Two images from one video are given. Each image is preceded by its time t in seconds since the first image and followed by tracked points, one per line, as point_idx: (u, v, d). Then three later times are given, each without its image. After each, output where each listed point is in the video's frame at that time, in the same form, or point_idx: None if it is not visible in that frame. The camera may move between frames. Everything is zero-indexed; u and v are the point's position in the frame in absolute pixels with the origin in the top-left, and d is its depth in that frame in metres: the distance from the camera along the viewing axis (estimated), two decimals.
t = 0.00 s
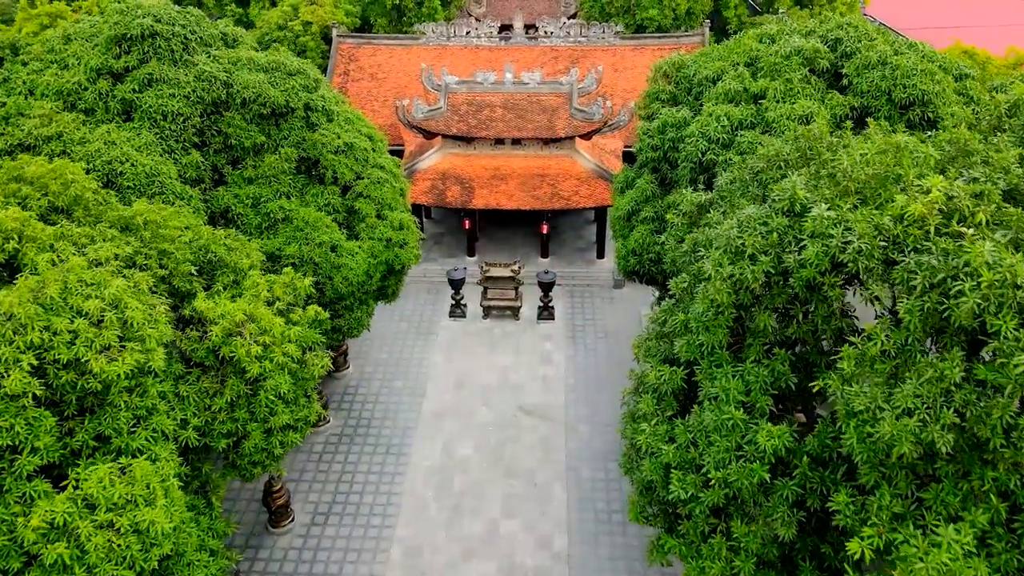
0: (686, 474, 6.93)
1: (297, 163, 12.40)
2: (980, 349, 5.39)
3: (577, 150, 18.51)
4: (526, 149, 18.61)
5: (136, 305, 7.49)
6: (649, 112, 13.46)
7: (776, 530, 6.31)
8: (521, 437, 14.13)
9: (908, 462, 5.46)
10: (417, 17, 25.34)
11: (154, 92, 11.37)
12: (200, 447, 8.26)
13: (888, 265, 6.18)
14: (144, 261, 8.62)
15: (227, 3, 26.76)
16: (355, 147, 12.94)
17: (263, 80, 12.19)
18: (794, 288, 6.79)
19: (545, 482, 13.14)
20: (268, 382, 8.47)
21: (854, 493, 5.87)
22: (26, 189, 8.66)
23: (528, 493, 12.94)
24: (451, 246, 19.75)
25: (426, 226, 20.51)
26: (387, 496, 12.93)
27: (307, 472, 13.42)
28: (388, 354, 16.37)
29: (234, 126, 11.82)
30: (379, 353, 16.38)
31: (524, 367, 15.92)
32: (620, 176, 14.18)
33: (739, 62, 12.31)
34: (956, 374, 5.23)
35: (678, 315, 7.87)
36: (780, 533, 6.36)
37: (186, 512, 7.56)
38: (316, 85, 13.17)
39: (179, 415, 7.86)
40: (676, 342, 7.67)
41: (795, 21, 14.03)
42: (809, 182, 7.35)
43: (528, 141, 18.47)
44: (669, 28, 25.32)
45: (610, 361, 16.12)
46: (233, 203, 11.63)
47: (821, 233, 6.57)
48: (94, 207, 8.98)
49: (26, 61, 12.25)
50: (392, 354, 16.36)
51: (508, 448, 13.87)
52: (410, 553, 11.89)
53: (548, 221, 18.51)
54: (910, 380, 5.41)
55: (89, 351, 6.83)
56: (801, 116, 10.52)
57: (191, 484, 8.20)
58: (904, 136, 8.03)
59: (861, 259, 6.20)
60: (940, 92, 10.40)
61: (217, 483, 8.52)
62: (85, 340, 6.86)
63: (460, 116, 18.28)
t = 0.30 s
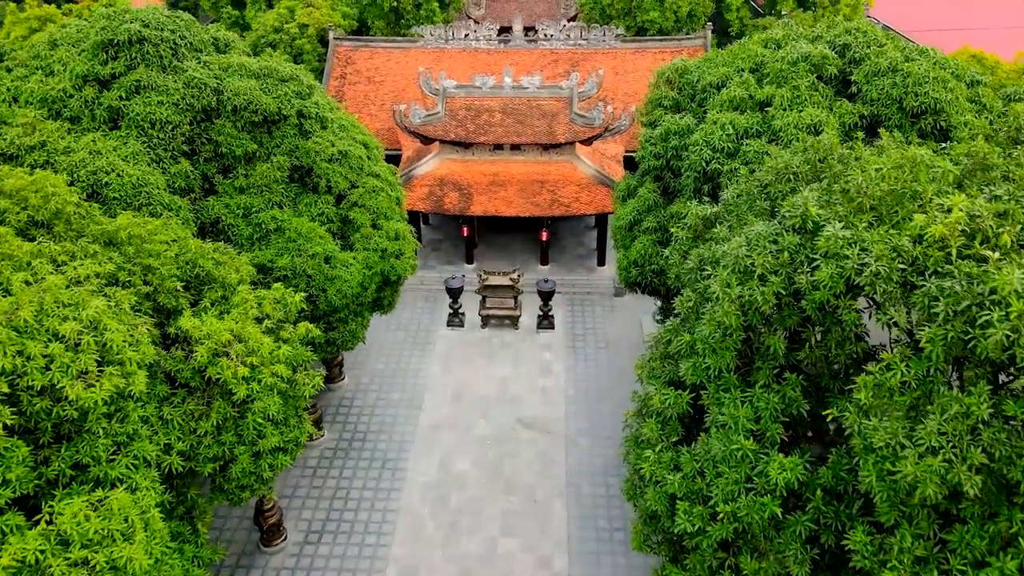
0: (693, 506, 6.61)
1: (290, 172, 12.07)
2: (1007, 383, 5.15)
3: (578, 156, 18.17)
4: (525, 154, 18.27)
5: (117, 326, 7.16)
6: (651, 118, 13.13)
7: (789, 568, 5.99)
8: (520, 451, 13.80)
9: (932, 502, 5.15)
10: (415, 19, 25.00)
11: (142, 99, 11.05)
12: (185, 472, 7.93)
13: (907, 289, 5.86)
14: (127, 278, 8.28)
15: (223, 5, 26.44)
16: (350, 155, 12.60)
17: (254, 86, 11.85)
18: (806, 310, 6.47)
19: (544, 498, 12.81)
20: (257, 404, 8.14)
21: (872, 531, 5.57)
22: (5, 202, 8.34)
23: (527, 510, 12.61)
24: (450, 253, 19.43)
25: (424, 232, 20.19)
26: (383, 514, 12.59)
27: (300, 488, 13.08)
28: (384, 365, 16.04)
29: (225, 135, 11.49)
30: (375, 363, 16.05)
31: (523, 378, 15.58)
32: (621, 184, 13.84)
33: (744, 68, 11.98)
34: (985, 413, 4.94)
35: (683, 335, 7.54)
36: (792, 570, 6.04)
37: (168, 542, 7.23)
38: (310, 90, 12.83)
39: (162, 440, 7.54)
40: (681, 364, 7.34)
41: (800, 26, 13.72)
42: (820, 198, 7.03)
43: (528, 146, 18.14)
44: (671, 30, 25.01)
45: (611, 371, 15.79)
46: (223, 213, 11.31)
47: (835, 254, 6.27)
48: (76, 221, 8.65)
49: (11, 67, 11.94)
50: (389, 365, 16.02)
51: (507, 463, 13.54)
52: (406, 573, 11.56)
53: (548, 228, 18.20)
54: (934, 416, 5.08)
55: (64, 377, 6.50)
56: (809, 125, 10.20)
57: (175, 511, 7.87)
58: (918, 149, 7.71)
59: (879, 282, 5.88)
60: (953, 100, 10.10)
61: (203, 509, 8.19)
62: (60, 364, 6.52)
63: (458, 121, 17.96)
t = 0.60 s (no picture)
0: (701, 548, 6.23)
1: (280, 183, 11.68)
2: None
3: (578, 163, 17.77)
4: (524, 161, 17.88)
5: (91, 354, 6.77)
6: (654, 127, 12.73)
7: None
8: (518, 469, 13.40)
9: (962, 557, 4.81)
10: (413, 22, 24.58)
11: (126, 109, 10.65)
12: (165, 504, 7.54)
13: (932, 321, 5.50)
14: (105, 300, 7.89)
15: (218, 8, 26.10)
16: (343, 165, 12.20)
17: (244, 95, 11.45)
18: (821, 340, 6.09)
19: (543, 519, 12.42)
20: (241, 432, 7.75)
21: None
22: None
23: (526, 531, 12.21)
24: (447, 261, 19.04)
25: (421, 240, 19.81)
26: (377, 535, 12.20)
27: (292, 508, 12.69)
28: (380, 378, 15.64)
29: (213, 145, 11.11)
30: (370, 377, 15.65)
31: (522, 392, 15.18)
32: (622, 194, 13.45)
33: (750, 76, 11.59)
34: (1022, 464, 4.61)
35: (689, 362, 7.15)
36: None
37: None
38: (302, 98, 12.43)
39: (140, 473, 7.16)
40: (687, 394, 6.95)
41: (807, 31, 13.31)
42: (835, 220, 6.65)
43: (527, 153, 17.74)
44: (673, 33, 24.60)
45: (612, 385, 15.39)
46: (211, 226, 10.93)
47: (853, 281, 5.90)
48: (52, 239, 8.25)
49: None
50: (384, 378, 15.62)
51: (505, 481, 13.14)
52: None
53: (547, 237, 17.82)
54: (966, 467, 4.79)
55: (32, 412, 6.11)
56: (819, 136, 9.82)
57: (155, 546, 7.49)
58: (937, 166, 7.32)
59: (902, 314, 5.51)
60: (968, 111, 9.72)
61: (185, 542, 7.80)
62: (28, 399, 6.14)
63: (456, 128, 17.57)
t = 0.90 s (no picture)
0: None
1: (271, 194, 11.34)
2: None
3: (578, 169, 17.42)
4: (524, 168, 17.53)
5: (64, 384, 6.42)
6: (656, 135, 12.38)
7: None
8: (517, 486, 13.05)
9: None
10: (410, 25, 24.23)
11: (111, 118, 10.30)
12: (146, 537, 7.19)
13: (953, 355, 5.20)
14: (84, 321, 7.55)
15: (213, 11, 25.79)
16: (337, 174, 11.85)
17: (233, 103, 11.10)
18: (835, 370, 5.76)
19: (542, 539, 12.06)
20: (225, 461, 7.39)
21: None
22: None
23: (524, 552, 11.85)
24: (445, 269, 18.72)
25: (418, 248, 19.49)
26: (371, 556, 11.84)
27: (284, 527, 12.34)
28: (375, 391, 15.30)
29: (201, 155, 10.76)
30: (365, 390, 15.31)
31: (521, 406, 14.83)
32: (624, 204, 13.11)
33: (755, 84, 11.25)
34: None
35: (694, 390, 6.81)
36: None
37: None
38: (294, 106, 12.07)
39: (117, 506, 6.81)
40: (692, 424, 6.62)
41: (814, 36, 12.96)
42: (849, 242, 6.32)
43: (526, 160, 17.40)
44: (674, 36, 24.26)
45: (613, 398, 15.04)
46: (199, 239, 10.61)
47: (870, 310, 5.56)
48: (29, 257, 7.91)
49: None
50: (380, 392, 15.28)
51: (503, 499, 12.79)
52: None
53: (547, 246, 17.49)
54: (995, 519, 4.53)
55: None
56: (828, 148, 9.51)
57: None
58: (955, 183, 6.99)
59: (923, 347, 5.19)
60: (983, 121, 9.39)
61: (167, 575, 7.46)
62: None
63: (454, 133, 17.23)
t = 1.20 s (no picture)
0: None
1: (261, 207, 10.95)
2: None
3: (579, 177, 17.02)
4: (523, 175, 17.13)
5: (30, 421, 6.03)
6: (659, 145, 11.99)
7: None
8: (516, 507, 12.65)
9: None
10: (408, 28, 23.82)
11: (93, 130, 9.92)
12: None
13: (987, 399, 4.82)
14: (58, 348, 7.16)
15: (208, 13, 25.39)
16: (329, 185, 11.45)
17: (222, 113, 10.69)
18: (856, 410, 5.38)
19: (542, 562, 11.66)
20: (206, 497, 6.98)
21: None
22: None
23: None
24: (442, 278, 18.35)
25: (415, 256, 19.12)
26: None
27: (275, 549, 11.93)
28: (371, 406, 14.91)
29: (188, 167, 10.37)
30: (360, 405, 14.93)
31: (520, 422, 14.44)
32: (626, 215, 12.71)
33: (763, 93, 10.86)
34: None
35: (703, 424, 6.43)
36: None
37: None
38: (285, 115, 11.67)
39: (91, 548, 6.42)
40: (701, 461, 6.23)
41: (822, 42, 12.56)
42: (869, 269, 5.94)
43: (525, 167, 17.00)
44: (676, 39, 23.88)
45: (614, 413, 14.65)
46: (186, 255, 10.23)
47: (894, 347, 5.16)
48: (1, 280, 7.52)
49: None
50: (375, 407, 14.90)
51: (501, 520, 12.39)
52: None
53: (546, 255, 17.12)
54: None
55: None
56: (839, 162, 9.15)
57: None
58: (980, 205, 6.60)
59: (953, 390, 4.81)
60: (1002, 134, 9.02)
61: None
62: None
63: (451, 140, 16.85)
